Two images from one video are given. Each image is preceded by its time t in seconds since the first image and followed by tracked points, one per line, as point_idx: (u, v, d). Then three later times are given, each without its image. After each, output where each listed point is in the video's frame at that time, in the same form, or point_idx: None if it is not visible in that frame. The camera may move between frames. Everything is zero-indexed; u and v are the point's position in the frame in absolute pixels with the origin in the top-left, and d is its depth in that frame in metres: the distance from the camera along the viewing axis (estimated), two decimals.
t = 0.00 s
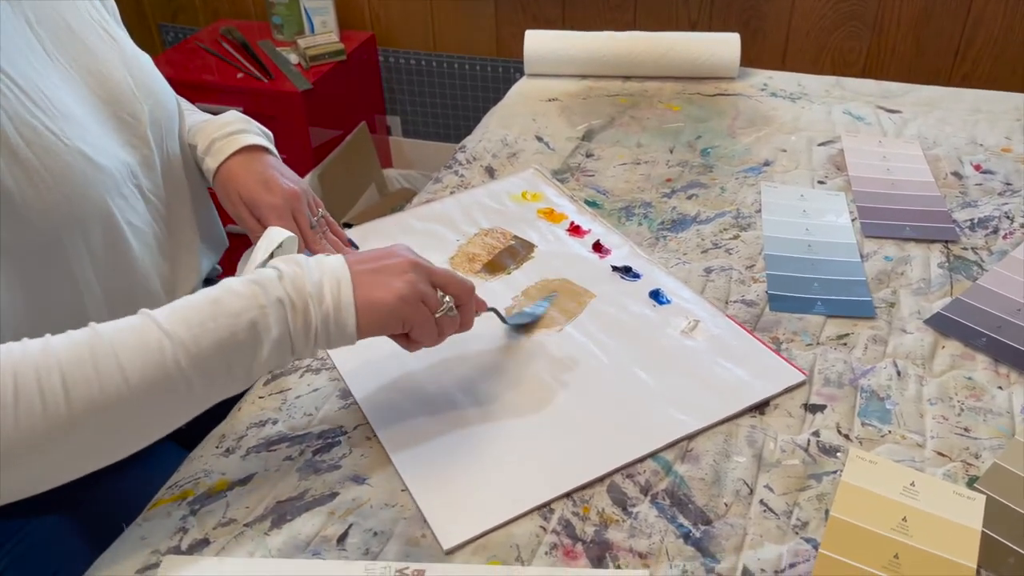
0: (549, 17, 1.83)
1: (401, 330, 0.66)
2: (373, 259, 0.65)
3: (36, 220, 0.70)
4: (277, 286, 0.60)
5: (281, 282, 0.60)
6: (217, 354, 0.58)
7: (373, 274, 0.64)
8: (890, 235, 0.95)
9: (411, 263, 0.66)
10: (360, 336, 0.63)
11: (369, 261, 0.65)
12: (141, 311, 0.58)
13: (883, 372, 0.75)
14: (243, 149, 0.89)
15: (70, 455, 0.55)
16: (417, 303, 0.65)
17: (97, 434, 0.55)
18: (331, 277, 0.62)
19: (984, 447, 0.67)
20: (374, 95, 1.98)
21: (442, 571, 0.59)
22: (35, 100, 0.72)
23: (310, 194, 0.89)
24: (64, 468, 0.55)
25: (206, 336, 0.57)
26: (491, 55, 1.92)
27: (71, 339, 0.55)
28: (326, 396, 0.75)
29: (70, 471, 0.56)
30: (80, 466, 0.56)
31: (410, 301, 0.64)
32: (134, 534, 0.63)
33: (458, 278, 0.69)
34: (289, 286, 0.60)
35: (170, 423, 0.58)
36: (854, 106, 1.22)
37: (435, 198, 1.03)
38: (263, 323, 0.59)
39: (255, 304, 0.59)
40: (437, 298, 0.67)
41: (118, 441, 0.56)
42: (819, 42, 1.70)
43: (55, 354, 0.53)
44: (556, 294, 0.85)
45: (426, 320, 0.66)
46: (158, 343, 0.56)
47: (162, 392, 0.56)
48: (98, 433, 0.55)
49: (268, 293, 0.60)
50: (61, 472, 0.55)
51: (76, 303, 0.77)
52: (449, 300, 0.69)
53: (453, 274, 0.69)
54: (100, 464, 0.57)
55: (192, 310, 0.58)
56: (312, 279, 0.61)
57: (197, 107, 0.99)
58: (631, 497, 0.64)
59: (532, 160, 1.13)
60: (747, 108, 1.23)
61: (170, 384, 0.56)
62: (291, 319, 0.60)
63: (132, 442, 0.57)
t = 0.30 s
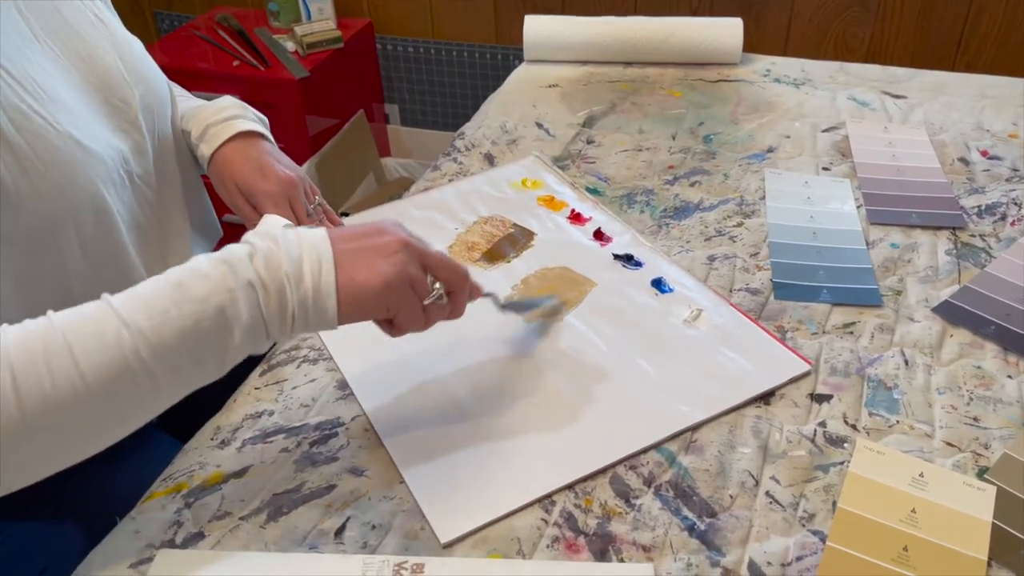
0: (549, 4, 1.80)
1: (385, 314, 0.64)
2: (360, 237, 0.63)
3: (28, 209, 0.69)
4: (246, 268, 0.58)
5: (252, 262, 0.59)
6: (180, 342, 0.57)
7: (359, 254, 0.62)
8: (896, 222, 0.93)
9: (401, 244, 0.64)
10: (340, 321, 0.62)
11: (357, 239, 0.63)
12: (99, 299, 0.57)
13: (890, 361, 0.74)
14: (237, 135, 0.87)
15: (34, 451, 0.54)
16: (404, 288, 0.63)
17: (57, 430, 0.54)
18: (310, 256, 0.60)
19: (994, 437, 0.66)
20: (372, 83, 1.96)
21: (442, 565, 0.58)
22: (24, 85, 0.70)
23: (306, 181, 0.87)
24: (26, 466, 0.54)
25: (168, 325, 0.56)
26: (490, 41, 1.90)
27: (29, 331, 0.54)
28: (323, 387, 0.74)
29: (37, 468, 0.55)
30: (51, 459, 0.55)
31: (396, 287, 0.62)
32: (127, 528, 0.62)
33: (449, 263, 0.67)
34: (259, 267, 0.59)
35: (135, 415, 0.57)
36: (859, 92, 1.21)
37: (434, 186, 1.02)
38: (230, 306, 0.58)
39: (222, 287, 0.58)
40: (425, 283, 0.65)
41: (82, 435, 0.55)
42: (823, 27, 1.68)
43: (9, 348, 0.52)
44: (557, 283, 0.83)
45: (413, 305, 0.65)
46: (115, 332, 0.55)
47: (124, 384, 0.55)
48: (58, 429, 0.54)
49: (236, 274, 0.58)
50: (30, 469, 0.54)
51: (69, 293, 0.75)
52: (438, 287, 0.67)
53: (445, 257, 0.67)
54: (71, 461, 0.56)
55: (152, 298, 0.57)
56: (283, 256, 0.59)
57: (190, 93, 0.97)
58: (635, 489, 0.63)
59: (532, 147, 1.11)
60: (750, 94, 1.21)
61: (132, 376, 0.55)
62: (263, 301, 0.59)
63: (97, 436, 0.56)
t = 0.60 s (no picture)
0: None
1: (362, 296, 0.63)
2: (343, 218, 0.63)
3: (10, 200, 0.67)
4: (226, 240, 0.57)
5: (235, 235, 0.57)
6: (164, 318, 0.56)
7: (339, 233, 0.61)
8: (895, 212, 0.92)
9: (383, 227, 0.64)
10: (317, 298, 0.60)
11: (339, 220, 0.62)
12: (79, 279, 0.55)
13: (889, 353, 0.73)
14: (227, 125, 0.86)
15: (17, 437, 0.53)
16: (384, 270, 0.62)
17: (42, 414, 0.53)
18: (295, 232, 0.59)
19: (993, 430, 0.65)
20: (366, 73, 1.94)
21: (434, 562, 0.57)
22: (8, 75, 0.69)
23: (297, 172, 0.85)
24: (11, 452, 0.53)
25: (151, 301, 0.55)
26: (486, 31, 1.88)
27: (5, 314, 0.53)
28: (314, 381, 0.73)
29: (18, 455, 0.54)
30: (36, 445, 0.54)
31: (376, 267, 0.61)
32: (114, 525, 0.61)
33: (429, 252, 0.66)
34: (241, 239, 0.57)
35: (120, 394, 0.56)
36: (857, 80, 1.19)
37: (427, 177, 1.00)
38: (214, 280, 0.57)
39: (203, 262, 0.57)
40: (405, 269, 0.64)
41: (66, 419, 0.54)
42: (821, 15, 1.66)
43: None
44: (552, 275, 0.82)
45: (390, 289, 0.63)
46: (97, 311, 0.54)
47: (110, 363, 0.54)
48: (43, 414, 0.53)
49: (219, 247, 0.57)
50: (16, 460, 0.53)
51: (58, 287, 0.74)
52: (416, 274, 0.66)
53: (424, 245, 0.66)
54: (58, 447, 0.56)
55: (132, 274, 0.55)
56: (266, 230, 0.58)
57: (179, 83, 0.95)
58: (629, 484, 0.62)
59: (526, 137, 1.10)
60: (747, 82, 1.20)
61: (118, 354, 0.54)
62: (244, 274, 0.57)
63: (82, 421, 0.55)
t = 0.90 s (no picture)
0: None
1: (354, 289, 0.62)
2: (338, 210, 0.62)
3: None
4: (218, 227, 0.56)
5: (223, 222, 0.56)
6: (154, 306, 0.54)
7: (332, 223, 0.60)
8: (892, 205, 0.92)
9: (378, 221, 0.63)
10: (309, 288, 0.59)
11: (334, 211, 0.62)
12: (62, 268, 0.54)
13: (885, 348, 0.72)
14: (217, 119, 0.85)
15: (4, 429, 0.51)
16: (377, 263, 0.61)
17: (27, 407, 0.51)
18: (286, 219, 0.58)
19: (990, 426, 0.65)
20: (360, 64, 1.93)
21: (425, 562, 0.56)
22: None
23: (287, 166, 0.85)
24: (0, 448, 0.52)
25: (140, 289, 0.54)
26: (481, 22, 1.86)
27: None
28: (305, 378, 0.72)
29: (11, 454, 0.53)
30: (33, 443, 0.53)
31: (368, 258, 0.60)
32: (103, 525, 0.60)
33: (424, 249, 0.65)
34: (232, 227, 0.56)
35: (107, 386, 0.55)
36: (854, 71, 1.18)
37: (420, 170, 1.00)
38: (203, 268, 0.56)
39: (192, 249, 0.55)
40: (399, 263, 0.63)
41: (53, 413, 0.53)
42: (818, 6, 1.65)
43: None
44: (546, 269, 0.82)
45: (383, 283, 0.62)
46: (85, 299, 0.52)
47: (96, 352, 0.53)
48: (28, 407, 0.51)
49: (207, 235, 0.56)
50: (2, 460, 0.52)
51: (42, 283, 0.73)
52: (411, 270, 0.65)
53: (418, 243, 0.65)
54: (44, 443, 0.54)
55: (121, 261, 0.54)
56: (258, 216, 0.57)
57: (167, 75, 0.94)
58: (623, 481, 0.61)
59: (521, 129, 1.09)
60: (744, 74, 1.19)
61: (104, 344, 0.53)
62: (234, 263, 0.56)
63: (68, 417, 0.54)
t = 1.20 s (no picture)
0: None
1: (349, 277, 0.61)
2: (334, 196, 0.62)
3: None
4: (210, 211, 0.55)
5: (217, 205, 0.56)
6: (147, 291, 0.54)
7: (328, 210, 0.60)
8: (888, 199, 0.91)
9: (375, 208, 0.62)
10: (304, 275, 0.59)
11: (330, 196, 0.61)
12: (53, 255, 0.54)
13: (881, 343, 0.72)
14: (209, 114, 0.84)
15: None
16: (374, 249, 0.60)
17: (19, 393, 0.51)
18: (282, 201, 0.57)
19: (985, 421, 0.65)
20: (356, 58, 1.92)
21: (419, 559, 0.56)
22: None
23: (280, 160, 0.83)
24: None
25: (131, 274, 0.53)
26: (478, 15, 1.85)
27: None
28: (299, 374, 0.72)
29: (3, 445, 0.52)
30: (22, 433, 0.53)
31: (366, 246, 0.60)
32: (95, 522, 0.60)
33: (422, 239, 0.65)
34: (225, 210, 0.56)
35: (101, 375, 0.54)
36: (851, 64, 1.18)
37: (415, 164, 0.99)
38: (196, 252, 0.55)
39: (185, 234, 0.55)
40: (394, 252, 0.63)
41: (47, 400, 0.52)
42: None
43: None
44: (541, 264, 0.81)
45: (379, 271, 0.62)
46: (76, 285, 0.52)
47: (90, 338, 0.52)
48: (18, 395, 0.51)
49: (200, 220, 0.55)
50: None
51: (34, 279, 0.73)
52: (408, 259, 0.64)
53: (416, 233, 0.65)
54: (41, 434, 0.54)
55: (113, 245, 0.54)
56: (252, 197, 0.56)
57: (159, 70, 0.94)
58: (618, 477, 0.61)
59: (516, 123, 1.08)
60: (740, 67, 1.18)
61: (96, 329, 0.52)
62: (229, 246, 0.56)
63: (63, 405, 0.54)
